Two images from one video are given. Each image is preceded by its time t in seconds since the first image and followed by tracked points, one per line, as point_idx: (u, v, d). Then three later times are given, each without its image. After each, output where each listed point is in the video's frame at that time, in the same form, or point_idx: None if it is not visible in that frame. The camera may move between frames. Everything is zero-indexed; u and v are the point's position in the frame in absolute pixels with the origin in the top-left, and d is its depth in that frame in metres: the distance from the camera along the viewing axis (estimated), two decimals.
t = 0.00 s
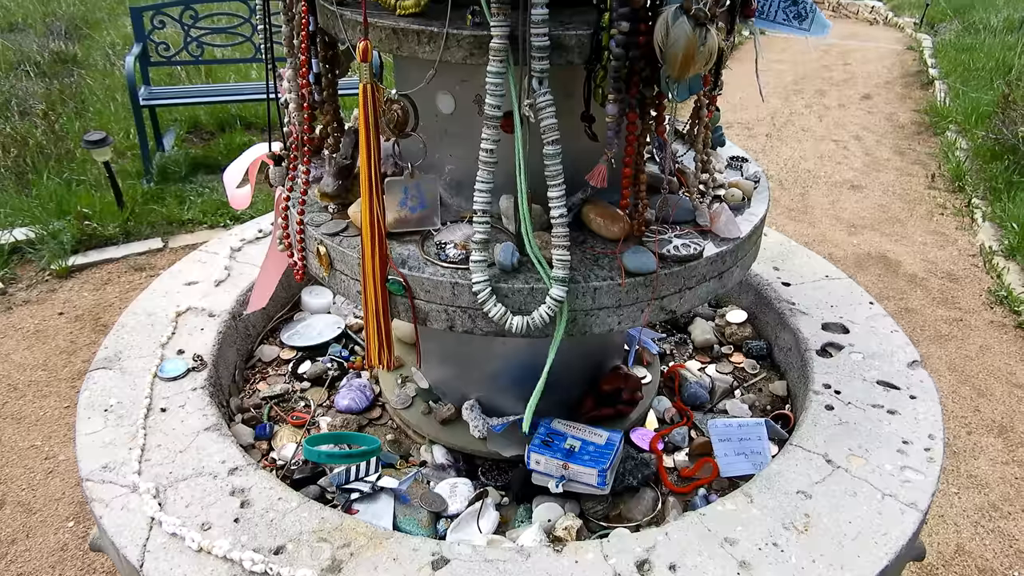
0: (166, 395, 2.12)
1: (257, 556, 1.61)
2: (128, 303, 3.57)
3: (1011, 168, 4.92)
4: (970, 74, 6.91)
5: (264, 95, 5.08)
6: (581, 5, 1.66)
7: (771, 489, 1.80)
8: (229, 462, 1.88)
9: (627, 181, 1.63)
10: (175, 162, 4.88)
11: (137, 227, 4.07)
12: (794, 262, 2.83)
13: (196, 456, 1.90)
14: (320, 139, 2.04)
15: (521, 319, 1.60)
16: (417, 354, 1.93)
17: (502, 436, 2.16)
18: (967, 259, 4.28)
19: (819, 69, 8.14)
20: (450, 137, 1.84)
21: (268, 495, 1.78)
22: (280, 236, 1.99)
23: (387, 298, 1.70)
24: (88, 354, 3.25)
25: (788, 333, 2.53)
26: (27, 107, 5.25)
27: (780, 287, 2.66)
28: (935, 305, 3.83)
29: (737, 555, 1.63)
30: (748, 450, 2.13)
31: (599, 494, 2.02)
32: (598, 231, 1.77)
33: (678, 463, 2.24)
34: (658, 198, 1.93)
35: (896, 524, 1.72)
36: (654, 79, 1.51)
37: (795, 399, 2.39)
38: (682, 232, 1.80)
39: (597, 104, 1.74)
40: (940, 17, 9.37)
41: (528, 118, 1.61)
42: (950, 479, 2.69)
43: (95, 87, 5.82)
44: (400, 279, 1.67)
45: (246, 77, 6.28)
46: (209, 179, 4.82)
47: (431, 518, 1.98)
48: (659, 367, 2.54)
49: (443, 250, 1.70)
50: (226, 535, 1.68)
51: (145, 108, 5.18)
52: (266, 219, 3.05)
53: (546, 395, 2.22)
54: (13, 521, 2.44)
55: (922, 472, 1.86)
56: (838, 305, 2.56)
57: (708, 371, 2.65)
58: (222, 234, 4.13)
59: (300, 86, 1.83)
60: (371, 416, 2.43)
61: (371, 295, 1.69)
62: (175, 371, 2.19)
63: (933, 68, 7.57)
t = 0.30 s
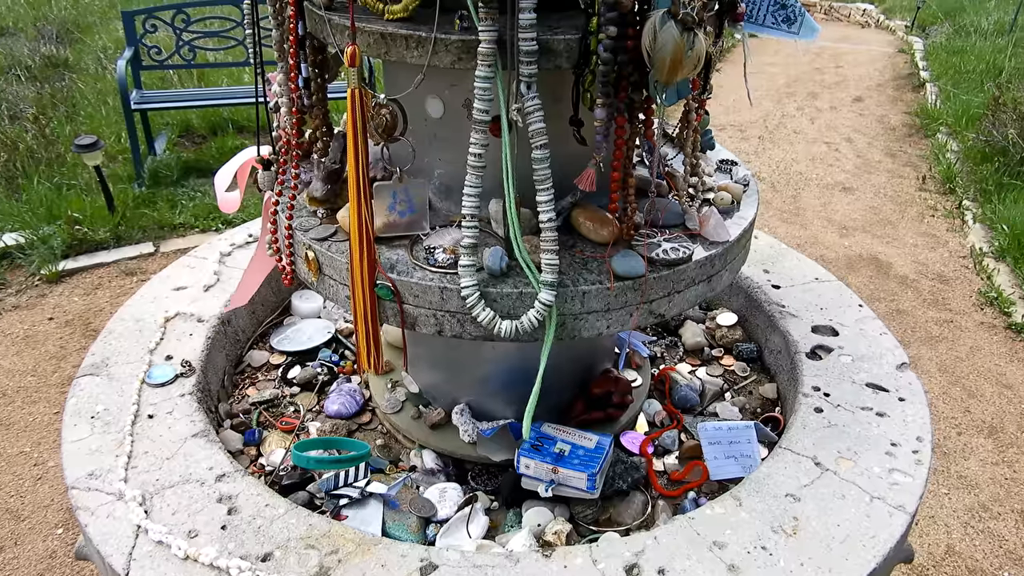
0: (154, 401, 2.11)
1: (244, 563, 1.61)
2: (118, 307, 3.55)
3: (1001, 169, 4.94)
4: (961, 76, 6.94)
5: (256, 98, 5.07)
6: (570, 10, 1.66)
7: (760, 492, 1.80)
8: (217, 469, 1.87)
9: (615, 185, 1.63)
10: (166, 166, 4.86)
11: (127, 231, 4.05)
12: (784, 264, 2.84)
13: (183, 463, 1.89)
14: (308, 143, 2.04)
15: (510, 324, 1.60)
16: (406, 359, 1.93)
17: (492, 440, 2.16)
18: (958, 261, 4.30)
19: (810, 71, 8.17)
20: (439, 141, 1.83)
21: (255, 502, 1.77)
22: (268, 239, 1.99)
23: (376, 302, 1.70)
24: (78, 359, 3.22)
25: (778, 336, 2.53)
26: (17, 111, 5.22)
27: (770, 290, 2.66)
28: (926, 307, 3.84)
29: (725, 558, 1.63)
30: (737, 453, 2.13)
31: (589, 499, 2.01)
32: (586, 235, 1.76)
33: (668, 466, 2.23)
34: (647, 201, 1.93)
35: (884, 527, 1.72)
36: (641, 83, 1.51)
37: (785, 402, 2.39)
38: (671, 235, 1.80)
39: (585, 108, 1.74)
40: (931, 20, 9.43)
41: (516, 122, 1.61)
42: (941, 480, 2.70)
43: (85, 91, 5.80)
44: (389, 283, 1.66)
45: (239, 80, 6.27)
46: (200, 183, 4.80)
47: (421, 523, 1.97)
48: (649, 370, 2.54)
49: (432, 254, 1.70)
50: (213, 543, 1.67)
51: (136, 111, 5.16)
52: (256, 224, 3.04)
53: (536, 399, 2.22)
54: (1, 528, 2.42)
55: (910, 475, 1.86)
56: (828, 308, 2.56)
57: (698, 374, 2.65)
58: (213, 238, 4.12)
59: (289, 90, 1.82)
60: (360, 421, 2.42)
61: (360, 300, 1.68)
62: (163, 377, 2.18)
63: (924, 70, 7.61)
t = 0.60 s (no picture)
0: (131, 415, 2.07)
1: None
2: (94, 317, 3.49)
3: (975, 175, 5.01)
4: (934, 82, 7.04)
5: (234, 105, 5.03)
6: (549, 21, 1.66)
7: (743, 502, 1.81)
8: (196, 484, 1.84)
9: (595, 196, 1.63)
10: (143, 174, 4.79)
11: (103, 239, 3.99)
12: (763, 271, 2.86)
13: (161, 478, 1.86)
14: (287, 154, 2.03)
15: (492, 335, 1.59)
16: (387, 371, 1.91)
17: (475, 452, 2.14)
18: (933, 264, 4.35)
19: (787, 77, 8.27)
20: (420, 151, 1.82)
21: (235, 517, 1.74)
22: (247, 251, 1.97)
23: (357, 314, 1.68)
24: (53, 370, 3.17)
25: (759, 343, 2.55)
26: None
27: (750, 297, 2.68)
28: (903, 310, 3.89)
29: (709, 569, 1.63)
30: (721, 461, 2.14)
31: (573, 509, 2.01)
32: (568, 245, 1.77)
33: (651, 475, 2.24)
34: (627, 211, 1.93)
35: (866, 534, 1.73)
36: (621, 94, 1.51)
37: (766, 409, 2.41)
38: (652, 245, 1.81)
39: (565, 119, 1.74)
40: (904, 27, 9.59)
41: (496, 133, 1.61)
42: (919, 483, 2.73)
43: (60, 98, 5.73)
44: (369, 295, 1.65)
45: (216, 87, 6.23)
46: (178, 190, 4.75)
47: (404, 536, 1.95)
48: (632, 379, 2.54)
49: (413, 266, 1.69)
50: (192, 560, 1.64)
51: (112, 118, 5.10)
52: (235, 234, 3.02)
53: (519, 409, 2.21)
54: None
55: (890, 482, 1.88)
56: (807, 315, 2.58)
57: (680, 382, 2.66)
58: (191, 246, 4.07)
59: (266, 101, 1.81)
60: (342, 433, 2.40)
61: (341, 312, 1.67)
62: (139, 391, 2.15)
63: (898, 76, 7.72)
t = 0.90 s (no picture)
0: (127, 430, 2.06)
1: None
2: (88, 327, 3.47)
3: (967, 180, 5.03)
4: (926, 88, 7.07)
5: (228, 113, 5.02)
6: (546, 36, 1.66)
7: (743, 515, 1.80)
8: (193, 500, 1.83)
9: (594, 209, 1.63)
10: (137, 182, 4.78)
11: (97, 248, 3.98)
12: (760, 281, 2.87)
13: (158, 495, 1.85)
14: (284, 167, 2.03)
15: (491, 350, 1.59)
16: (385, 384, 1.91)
17: (473, 464, 2.13)
18: (927, 270, 4.37)
19: (780, 83, 8.31)
20: (418, 165, 1.82)
21: (233, 534, 1.73)
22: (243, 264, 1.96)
23: (355, 329, 1.68)
24: (47, 381, 3.14)
25: (757, 353, 2.55)
26: None
27: (747, 307, 2.69)
28: (898, 316, 3.90)
29: None
30: (720, 473, 2.15)
31: (572, 523, 2.01)
32: (566, 258, 1.77)
33: (650, 487, 2.23)
34: (625, 224, 1.93)
35: (865, 547, 1.73)
36: (618, 108, 1.50)
37: (764, 420, 2.41)
38: (650, 258, 1.81)
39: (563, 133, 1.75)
40: (895, 33, 9.65)
41: (494, 147, 1.61)
42: (916, 489, 2.73)
43: (53, 106, 5.71)
44: (368, 309, 1.64)
45: (210, 95, 6.22)
46: (172, 199, 4.73)
47: (402, 550, 1.94)
48: (630, 390, 2.54)
49: (411, 280, 1.69)
50: None
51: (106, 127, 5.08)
52: (230, 246, 3.01)
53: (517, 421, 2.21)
54: None
55: (890, 493, 1.88)
56: (804, 325, 2.59)
57: (678, 393, 2.66)
58: (185, 254, 4.05)
59: (263, 116, 1.80)
60: (339, 446, 2.39)
61: (338, 327, 1.66)
62: (136, 406, 2.13)
63: (890, 82, 7.76)
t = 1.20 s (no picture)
0: (122, 450, 2.05)
1: None
2: (82, 339, 3.46)
3: (959, 189, 5.05)
4: (917, 97, 7.12)
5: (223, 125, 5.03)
6: (542, 57, 1.67)
7: (740, 532, 1.80)
8: (189, 521, 1.82)
9: (591, 228, 1.64)
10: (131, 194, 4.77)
11: (91, 261, 3.97)
12: (755, 295, 2.87)
13: (153, 516, 1.84)
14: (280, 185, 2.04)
15: (488, 370, 1.59)
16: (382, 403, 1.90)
17: (471, 482, 2.12)
18: (921, 279, 4.38)
19: (772, 93, 8.36)
20: (415, 185, 1.83)
21: (229, 556, 1.72)
22: (240, 282, 1.96)
23: (351, 349, 1.68)
24: (40, 394, 3.12)
25: (753, 368, 2.56)
26: None
27: (743, 322, 2.69)
28: (892, 325, 3.91)
29: None
30: (717, 489, 2.15)
31: (570, 541, 1.99)
32: (563, 276, 1.77)
33: (648, 503, 2.22)
34: (622, 241, 1.94)
35: (864, 564, 1.73)
36: (614, 129, 1.51)
37: (761, 435, 2.41)
38: (646, 276, 1.81)
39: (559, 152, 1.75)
40: (886, 43, 9.73)
41: (491, 167, 1.61)
42: (913, 499, 2.73)
43: (46, 118, 5.70)
44: (364, 330, 1.64)
45: (205, 106, 6.23)
46: (166, 210, 4.72)
47: (400, 569, 1.93)
48: (627, 405, 2.54)
49: (408, 300, 1.69)
50: None
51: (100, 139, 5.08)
52: (226, 261, 3.01)
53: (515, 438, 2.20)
54: None
55: (887, 510, 1.88)
56: (800, 339, 2.60)
57: (675, 408, 2.66)
58: (180, 266, 4.05)
59: (260, 135, 1.81)
60: (336, 464, 2.38)
61: (335, 347, 1.66)
62: (131, 426, 2.12)
63: (882, 92, 7.82)
